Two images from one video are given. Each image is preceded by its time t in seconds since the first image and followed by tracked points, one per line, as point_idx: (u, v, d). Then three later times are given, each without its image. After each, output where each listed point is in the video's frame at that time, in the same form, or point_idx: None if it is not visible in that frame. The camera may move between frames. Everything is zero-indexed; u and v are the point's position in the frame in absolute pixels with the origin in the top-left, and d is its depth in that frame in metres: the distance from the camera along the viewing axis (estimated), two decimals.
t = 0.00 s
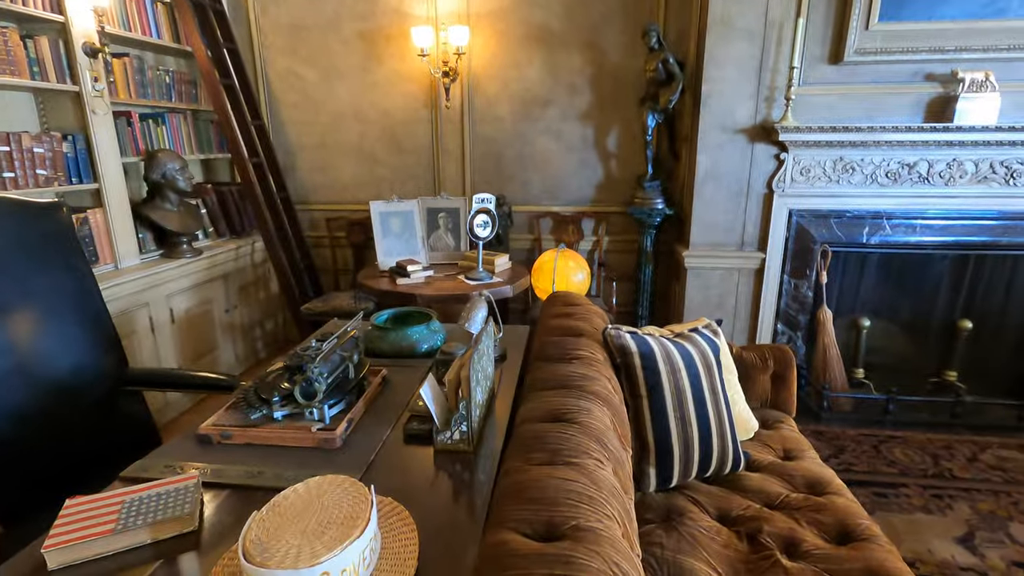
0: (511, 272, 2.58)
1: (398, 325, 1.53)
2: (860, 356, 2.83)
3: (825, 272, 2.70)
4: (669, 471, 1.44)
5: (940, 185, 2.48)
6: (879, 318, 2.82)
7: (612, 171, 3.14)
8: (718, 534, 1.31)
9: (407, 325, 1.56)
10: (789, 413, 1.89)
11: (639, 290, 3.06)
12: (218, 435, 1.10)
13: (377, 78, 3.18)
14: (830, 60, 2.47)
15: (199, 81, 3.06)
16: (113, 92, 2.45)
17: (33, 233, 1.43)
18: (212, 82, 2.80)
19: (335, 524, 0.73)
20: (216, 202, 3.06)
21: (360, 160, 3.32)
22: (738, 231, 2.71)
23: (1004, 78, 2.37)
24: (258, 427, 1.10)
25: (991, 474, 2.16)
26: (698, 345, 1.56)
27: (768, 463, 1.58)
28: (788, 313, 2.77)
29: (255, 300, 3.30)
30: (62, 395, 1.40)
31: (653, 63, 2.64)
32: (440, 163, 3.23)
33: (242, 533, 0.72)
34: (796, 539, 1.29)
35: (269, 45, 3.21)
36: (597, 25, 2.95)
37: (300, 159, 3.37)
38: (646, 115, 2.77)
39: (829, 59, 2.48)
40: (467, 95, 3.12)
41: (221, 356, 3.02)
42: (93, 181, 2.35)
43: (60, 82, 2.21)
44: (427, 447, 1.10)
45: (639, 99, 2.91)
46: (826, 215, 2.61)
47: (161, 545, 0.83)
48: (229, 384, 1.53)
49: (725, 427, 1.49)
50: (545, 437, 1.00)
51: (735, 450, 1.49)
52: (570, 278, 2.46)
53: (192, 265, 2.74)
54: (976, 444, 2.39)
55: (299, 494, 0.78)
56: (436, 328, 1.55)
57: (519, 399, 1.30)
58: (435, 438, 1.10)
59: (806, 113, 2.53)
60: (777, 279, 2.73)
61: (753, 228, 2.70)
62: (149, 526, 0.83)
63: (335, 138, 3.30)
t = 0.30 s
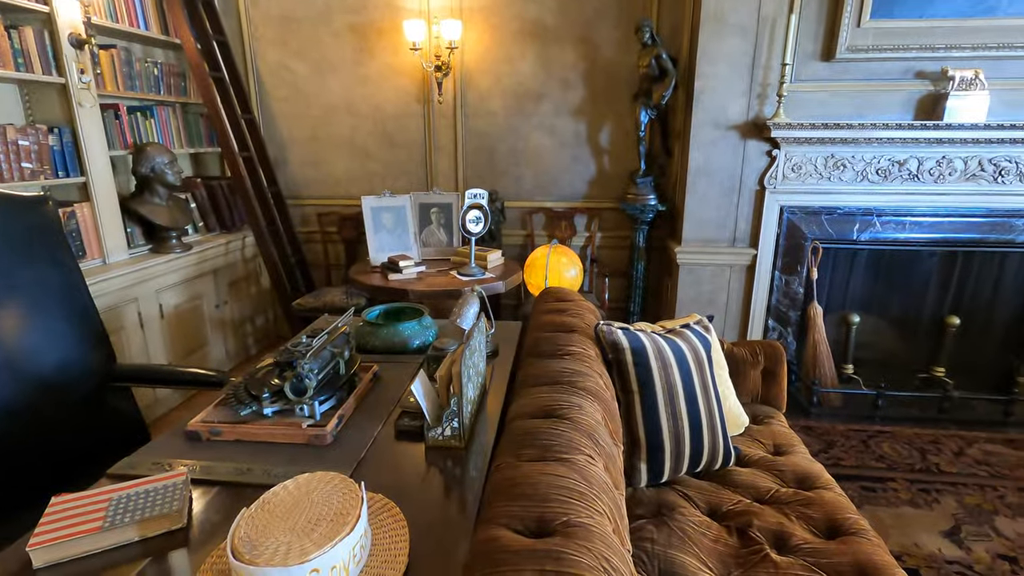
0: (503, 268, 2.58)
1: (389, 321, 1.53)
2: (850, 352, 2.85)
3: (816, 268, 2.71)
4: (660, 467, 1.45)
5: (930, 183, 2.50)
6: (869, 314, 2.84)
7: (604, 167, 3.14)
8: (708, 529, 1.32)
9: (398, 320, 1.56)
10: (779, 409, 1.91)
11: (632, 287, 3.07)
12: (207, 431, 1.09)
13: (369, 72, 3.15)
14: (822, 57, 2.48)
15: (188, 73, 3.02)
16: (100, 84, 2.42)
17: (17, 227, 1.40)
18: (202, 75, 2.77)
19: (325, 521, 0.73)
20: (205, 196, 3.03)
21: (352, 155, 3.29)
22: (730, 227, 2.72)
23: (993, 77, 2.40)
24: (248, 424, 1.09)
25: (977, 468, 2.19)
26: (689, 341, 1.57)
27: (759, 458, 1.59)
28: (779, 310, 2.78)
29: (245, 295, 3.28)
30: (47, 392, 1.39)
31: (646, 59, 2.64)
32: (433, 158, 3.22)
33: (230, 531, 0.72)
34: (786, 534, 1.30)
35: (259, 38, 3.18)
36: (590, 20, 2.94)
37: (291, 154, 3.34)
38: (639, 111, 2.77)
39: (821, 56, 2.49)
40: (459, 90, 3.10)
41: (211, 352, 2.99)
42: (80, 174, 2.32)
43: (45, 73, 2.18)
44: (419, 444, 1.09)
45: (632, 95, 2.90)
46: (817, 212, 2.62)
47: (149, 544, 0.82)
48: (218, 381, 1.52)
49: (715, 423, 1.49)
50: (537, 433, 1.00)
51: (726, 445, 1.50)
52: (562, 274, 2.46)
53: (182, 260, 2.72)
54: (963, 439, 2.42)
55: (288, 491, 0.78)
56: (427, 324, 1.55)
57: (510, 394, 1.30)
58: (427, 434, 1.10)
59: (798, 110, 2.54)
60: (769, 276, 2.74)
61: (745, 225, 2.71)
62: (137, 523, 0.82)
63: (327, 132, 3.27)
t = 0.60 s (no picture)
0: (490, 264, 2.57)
1: (376, 318, 1.51)
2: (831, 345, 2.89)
3: (799, 263, 2.75)
4: (647, 461, 1.46)
5: (909, 179, 2.54)
6: (850, 308, 2.89)
7: (590, 163, 3.14)
8: (696, 522, 1.33)
9: (385, 317, 1.54)
10: (764, 402, 1.93)
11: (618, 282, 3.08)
12: (191, 431, 1.07)
13: (353, 67, 3.12)
14: (805, 54, 2.51)
15: (166, 66, 2.95)
16: (75, 77, 2.36)
17: None
18: (181, 68, 2.72)
19: (313, 521, 0.72)
20: (186, 192, 2.97)
21: (336, 150, 3.26)
22: (715, 223, 2.74)
23: (970, 75, 2.44)
24: (233, 423, 1.08)
25: (954, 458, 2.24)
26: (676, 336, 1.58)
27: (744, 450, 1.61)
28: (763, 304, 2.82)
29: (228, 292, 3.23)
30: (26, 392, 1.35)
31: (632, 55, 2.64)
32: (418, 154, 3.20)
33: (216, 532, 0.71)
34: (771, 525, 1.32)
35: (240, 31, 3.12)
36: (576, 16, 2.93)
37: (273, 149, 3.29)
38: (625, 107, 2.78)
39: (803, 53, 2.51)
40: (445, 85, 3.08)
41: (194, 350, 2.95)
42: (55, 170, 2.26)
43: (17, 65, 2.12)
44: (407, 441, 1.09)
45: (618, 91, 2.91)
46: (800, 208, 2.66)
47: (134, 547, 0.80)
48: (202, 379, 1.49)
49: (702, 417, 1.51)
50: (526, 428, 1.00)
51: (712, 438, 1.52)
52: (549, 270, 2.47)
53: (163, 257, 2.67)
54: (941, 430, 2.47)
55: (276, 491, 0.77)
56: (415, 321, 1.54)
57: (498, 390, 1.30)
58: (415, 431, 1.09)
59: (782, 107, 2.57)
60: (753, 271, 2.77)
61: (729, 221, 2.74)
62: (120, 526, 0.81)
63: (310, 128, 3.23)
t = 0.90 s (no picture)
0: (468, 260, 2.57)
1: (356, 316, 1.51)
2: (801, 336, 2.98)
3: (769, 257, 2.82)
4: (628, 451, 1.48)
5: (873, 174, 2.63)
6: (818, 300, 2.98)
7: (566, 159, 3.16)
8: (675, 510, 1.36)
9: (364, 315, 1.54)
10: (738, 392, 1.98)
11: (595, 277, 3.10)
12: (170, 433, 1.05)
13: (325, 61, 3.07)
14: (773, 52, 2.57)
15: (130, 60, 2.86)
16: (34, 70, 2.27)
17: None
18: (146, 62, 2.65)
19: (303, 519, 0.72)
20: (153, 189, 2.89)
21: (309, 146, 3.21)
22: (689, 218, 2.79)
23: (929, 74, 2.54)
24: (212, 424, 1.06)
25: (917, 442, 2.34)
26: (653, 329, 1.61)
27: (720, 439, 1.66)
28: (735, 297, 2.88)
29: (199, 292, 3.15)
30: None
31: (606, 52, 2.67)
32: (393, 150, 3.17)
33: (203, 534, 0.70)
34: (747, 510, 1.36)
35: (208, 24, 3.05)
36: (550, 12, 2.94)
37: (244, 145, 3.22)
38: (599, 103, 2.81)
39: (772, 51, 2.58)
40: (419, 80, 3.06)
41: (164, 352, 2.87)
42: (14, 167, 2.17)
43: None
44: (392, 438, 1.09)
45: (592, 87, 2.93)
46: (770, 202, 2.73)
47: (116, 552, 0.79)
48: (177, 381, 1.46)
49: (679, 407, 1.55)
50: (510, 422, 1.01)
51: (689, 428, 1.56)
52: (527, 266, 2.48)
53: (130, 257, 2.59)
54: (904, 415, 2.57)
55: (263, 491, 0.76)
56: (394, 318, 1.53)
57: (481, 386, 1.30)
58: (400, 428, 1.10)
59: (752, 104, 2.63)
60: (725, 264, 2.84)
61: (702, 215, 2.79)
62: (100, 531, 0.79)
63: (282, 123, 3.18)
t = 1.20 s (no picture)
0: (441, 252, 2.58)
1: (335, 309, 1.51)
2: (763, 320, 3.09)
3: (733, 246, 2.93)
4: (605, 434, 1.54)
5: (828, 166, 2.77)
6: (780, 287, 3.08)
7: (536, 151, 3.20)
8: (650, 488, 1.43)
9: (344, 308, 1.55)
10: (706, 375, 2.07)
11: (566, 268, 3.16)
12: (155, 429, 1.04)
13: (291, 51, 3.01)
14: (735, 48, 2.66)
15: (83, 47, 2.74)
16: None
17: None
18: (99, 49, 2.58)
19: (302, 506, 0.74)
20: (112, 183, 2.78)
21: (275, 138, 3.15)
22: (656, 208, 2.87)
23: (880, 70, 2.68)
24: (198, 419, 1.06)
25: (870, 418, 2.48)
26: (627, 317, 1.67)
27: (691, 420, 1.74)
28: (701, 285, 2.99)
29: (163, 288, 3.06)
30: None
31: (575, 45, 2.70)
32: (363, 142, 3.14)
33: (204, 523, 0.72)
34: (718, 486, 1.44)
35: (166, 11, 2.94)
36: (519, 5, 2.96)
37: (207, 137, 3.14)
38: (569, 96, 2.84)
39: (734, 47, 2.67)
40: (388, 71, 3.03)
41: (128, 350, 2.79)
42: None
43: None
44: (379, 427, 1.11)
45: (561, 80, 2.97)
46: (734, 193, 2.83)
47: (113, 548, 0.79)
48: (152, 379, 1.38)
49: (652, 391, 1.61)
50: (497, 408, 1.05)
51: (662, 410, 1.63)
52: (500, 257, 2.51)
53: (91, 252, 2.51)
54: (858, 394, 2.72)
55: (260, 480, 0.78)
56: (374, 310, 1.55)
57: (463, 375, 1.33)
58: (388, 417, 1.12)
59: (716, 97, 2.72)
60: (691, 253, 2.93)
61: (669, 206, 2.87)
62: (94, 527, 0.81)
63: (247, 114, 3.11)
